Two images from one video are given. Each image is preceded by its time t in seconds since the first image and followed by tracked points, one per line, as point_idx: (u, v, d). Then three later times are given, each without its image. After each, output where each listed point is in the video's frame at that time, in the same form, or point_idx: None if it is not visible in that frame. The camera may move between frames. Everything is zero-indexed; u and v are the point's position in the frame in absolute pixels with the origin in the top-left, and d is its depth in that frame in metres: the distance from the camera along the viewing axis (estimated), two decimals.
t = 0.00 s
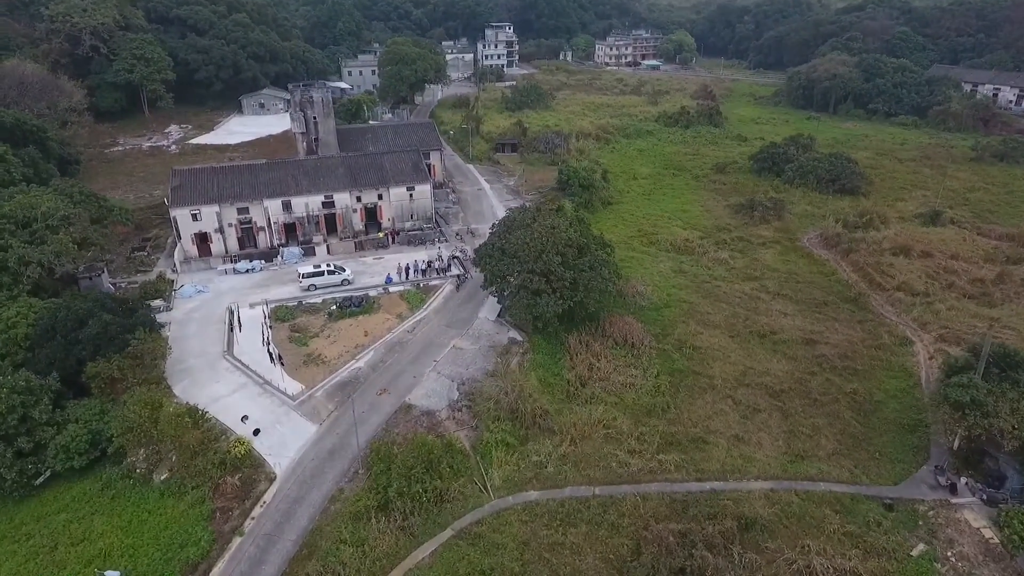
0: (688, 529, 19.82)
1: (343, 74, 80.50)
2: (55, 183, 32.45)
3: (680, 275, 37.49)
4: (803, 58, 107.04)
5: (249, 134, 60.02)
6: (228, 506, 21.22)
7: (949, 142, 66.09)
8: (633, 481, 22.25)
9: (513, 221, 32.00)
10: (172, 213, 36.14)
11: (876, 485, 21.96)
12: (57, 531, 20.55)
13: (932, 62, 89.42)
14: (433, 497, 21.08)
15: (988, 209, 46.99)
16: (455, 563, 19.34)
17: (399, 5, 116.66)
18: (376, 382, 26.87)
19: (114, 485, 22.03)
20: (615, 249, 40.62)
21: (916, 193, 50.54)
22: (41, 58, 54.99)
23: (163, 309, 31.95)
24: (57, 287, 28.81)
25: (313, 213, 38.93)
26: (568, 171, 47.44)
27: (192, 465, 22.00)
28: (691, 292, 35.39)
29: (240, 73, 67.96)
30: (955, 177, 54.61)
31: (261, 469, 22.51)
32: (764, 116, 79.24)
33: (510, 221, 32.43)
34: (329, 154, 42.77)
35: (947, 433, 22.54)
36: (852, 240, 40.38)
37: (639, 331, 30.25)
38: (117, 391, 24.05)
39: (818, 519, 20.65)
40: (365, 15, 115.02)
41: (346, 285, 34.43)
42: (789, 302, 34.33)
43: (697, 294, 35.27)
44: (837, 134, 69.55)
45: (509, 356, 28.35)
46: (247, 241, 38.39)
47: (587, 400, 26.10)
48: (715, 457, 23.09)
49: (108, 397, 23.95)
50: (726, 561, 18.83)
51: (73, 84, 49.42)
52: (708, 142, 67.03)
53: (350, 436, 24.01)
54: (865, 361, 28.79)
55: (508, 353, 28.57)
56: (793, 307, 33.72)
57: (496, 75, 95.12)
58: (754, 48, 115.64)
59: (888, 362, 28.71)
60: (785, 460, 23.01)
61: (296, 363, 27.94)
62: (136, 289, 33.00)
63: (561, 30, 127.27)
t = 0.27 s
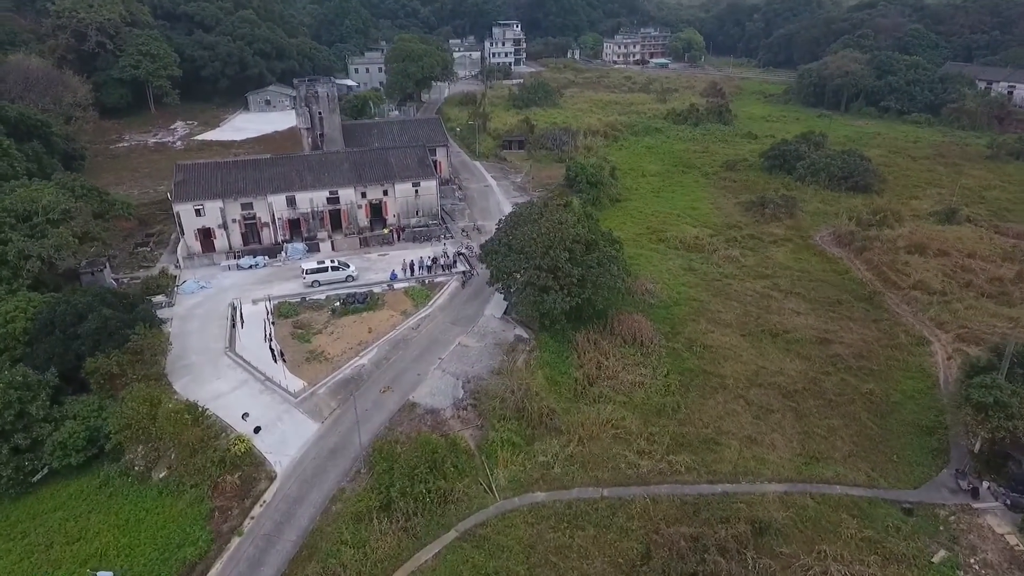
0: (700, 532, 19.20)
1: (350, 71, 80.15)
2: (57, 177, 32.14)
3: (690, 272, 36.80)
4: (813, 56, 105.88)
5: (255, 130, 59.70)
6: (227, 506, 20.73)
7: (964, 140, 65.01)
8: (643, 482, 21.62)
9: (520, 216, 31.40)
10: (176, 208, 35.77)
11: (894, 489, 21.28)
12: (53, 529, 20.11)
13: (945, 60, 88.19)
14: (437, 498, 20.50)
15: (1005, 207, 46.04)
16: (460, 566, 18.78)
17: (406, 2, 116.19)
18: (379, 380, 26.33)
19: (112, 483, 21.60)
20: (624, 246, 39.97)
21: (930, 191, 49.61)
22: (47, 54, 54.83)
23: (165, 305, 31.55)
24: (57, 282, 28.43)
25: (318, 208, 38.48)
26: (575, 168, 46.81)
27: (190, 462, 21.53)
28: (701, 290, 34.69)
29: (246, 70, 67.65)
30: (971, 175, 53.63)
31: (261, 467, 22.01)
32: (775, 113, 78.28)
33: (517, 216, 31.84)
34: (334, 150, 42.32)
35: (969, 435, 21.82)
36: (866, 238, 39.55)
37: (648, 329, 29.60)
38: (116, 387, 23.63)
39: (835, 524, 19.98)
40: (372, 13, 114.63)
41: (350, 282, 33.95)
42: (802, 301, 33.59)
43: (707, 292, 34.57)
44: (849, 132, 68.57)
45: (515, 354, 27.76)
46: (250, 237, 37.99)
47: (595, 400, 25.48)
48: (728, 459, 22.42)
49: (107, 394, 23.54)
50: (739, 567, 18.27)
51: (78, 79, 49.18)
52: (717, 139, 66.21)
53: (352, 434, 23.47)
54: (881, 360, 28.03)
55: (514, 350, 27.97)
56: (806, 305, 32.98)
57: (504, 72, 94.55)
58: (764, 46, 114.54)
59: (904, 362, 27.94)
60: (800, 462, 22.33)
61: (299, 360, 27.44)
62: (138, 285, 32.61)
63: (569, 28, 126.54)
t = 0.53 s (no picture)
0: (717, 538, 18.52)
1: (360, 68, 79.78)
2: (63, 170, 31.90)
3: (704, 270, 35.96)
4: (829, 54, 104.38)
5: (264, 127, 59.43)
6: (228, 505, 20.19)
7: (984, 138, 63.59)
8: (656, 485, 20.88)
9: (530, 211, 30.69)
10: (182, 202, 35.38)
11: (919, 496, 20.46)
12: (51, 527, 19.66)
13: (964, 57, 86.54)
14: (443, 499, 19.86)
15: None
16: (466, 570, 18.14)
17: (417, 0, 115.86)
18: (385, 378, 25.72)
19: (111, 481, 21.13)
20: (635, 244, 39.18)
21: (951, 189, 48.40)
22: (58, 49, 54.78)
23: (170, 300, 31.11)
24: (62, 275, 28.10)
25: (325, 204, 37.97)
26: (587, 165, 46.07)
27: (191, 460, 21.03)
28: (715, 288, 33.85)
29: (256, 66, 67.41)
30: (992, 174, 52.35)
31: (264, 466, 21.46)
32: (789, 111, 77.10)
33: (527, 211, 31.13)
34: (343, 145, 41.81)
35: (999, 439, 20.86)
36: (886, 236, 38.53)
37: (661, 328, 28.81)
38: (117, 382, 23.17)
39: (857, 531, 19.28)
40: (383, 11, 114.37)
41: (357, 278, 33.40)
42: (819, 300, 32.67)
43: (721, 290, 33.72)
44: (866, 130, 67.31)
45: (525, 352, 27.09)
46: (257, 232, 37.54)
47: (607, 399, 24.74)
48: (744, 462, 21.62)
49: (108, 389, 23.08)
50: None
51: (87, 74, 49.04)
52: (731, 137, 65.20)
53: (357, 432, 22.87)
54: (903, 361, 27.09)
55: (524, 348, 27.28)
56: (823, 305, 32.06)
57: (514, 70, 93.87)
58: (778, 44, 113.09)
59: (928, 363, 27.00)
60: (820, 466, 21.50)
61: (304, 356, 26.88)
62: (143, 280, 32.23)
63: (581, 27, 125.73)
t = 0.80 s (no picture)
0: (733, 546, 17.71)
1: (368, 65, 79.36)
2: (65, 163, 31.53)
3: (717, 269, 35.11)
4: (842, 52, 102.93)
5: (272, 123, 59.06)
6: (227, 505, 19.60)
7: (1004, 136, 62.20)
8: (669, 489, 20.13)
9: (540, 206, 29.96)
10: (187, 197, 34.95)
11: (944, 503, 19.61)
12: (45, 527, 19.15)
13: (981, 55, 84.94)
14: (447, 502, 19.19)
15: None
16: None
17: None
18: (390, 376, 25.10)
19: (108, 479, 20.60)
20: (646, 241, 38.38)
21: (970, 188, 47.23)
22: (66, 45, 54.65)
23: (173, 296, 30.64)
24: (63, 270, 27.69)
25: (331, 199, 37.42)
26: (597, 162, 45.31)
27: (190, 458, 20.46)
28: (728, 287, 33.02)
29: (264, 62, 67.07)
30: (1012, 172, 51.09)
31: (264, 465, 20.89)
32: (803, 109, 75.93)
33: (536, 207, 30.42)
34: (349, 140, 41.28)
35: None
36: (904, 234, 37.51)
37: (673, 327, 28.03)
38: (116, 378, 22.66)
39: (879, 540, 18.43)
40: (392, 9, 114.08)
41: (362, 274, 32.80)
42: (836, 299, 31.76)
43: (735, 289, 32.87)
44: (881, 128, 66.06)
45: (533, 351, 26.38)
46: (262, 228, 37.07)
47: (617, 399, 24.01)
48: (761, 466, 20.83)
49: (107, 385, 22.58)
50: None
51: (94, 69, 48.79)
52: (743, 135, 64.18)
53: (360, 432, 22.25)
54: (924, 363, 26.18)
55: (532, 347, 26.58)
56: (841, 304, 31.16)
57: (524, 68, 93.16)
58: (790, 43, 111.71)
59: (950, 365, 26.08)
60: (839, 471, 20.68)
61: (307, 354, 26.27)
62: (146, 275, 31.78)
63: (591, 25, 124.94)
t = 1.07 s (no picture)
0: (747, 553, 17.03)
1: (374, 62, 78.86)
2: (64, 157, 31.10)
3: (727, 267, 34.38)
4: (852, 50, 101.77)
5: (276, 120, 58.63)
6: (223, 506, 19.05)
7: (1018, 134, 61.12)
8: (679, 493, 19.48)
9: (546, 201, 29.29)
10: (188, 192, 34.49)
11: (966, 509, 18.87)
12: (37, 528, 18.66)
13: (994, 52, 83.69)
14: (450, 504, 18.58)
15: None
16: None
17: None
18: (392, 374, 24.51)
19: (102, 479, 20.10)
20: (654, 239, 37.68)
21: (985, 186, 46.27)
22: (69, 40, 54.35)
23: (173, 292, 30.15)
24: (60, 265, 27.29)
25: (334, 195, 36.87)
26: (604, 158, 44.60)
27: (186, 458, 19.92)
28: (738, 285, 32.29)
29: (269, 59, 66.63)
30: None
31: (262, 466, 20.33)
32: (812, 106, 74.97)
33: (543, 202, 29.74)
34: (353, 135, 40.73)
35: None
36: (919, 232, 36.66)
37: (682, 326, 27.34)
38: (112, 375, 22.18)
39: (899, 547, 17.73)
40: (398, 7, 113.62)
41: (365, 271, 32.23)
42: (850, 298, 30.98)
43: (745, 287, 32.15)
44: (892, 125, 65.07)
45: (539, 349, 25.73)
46: (264, 224, 36.56)
47: (625, 399, 23.34)
48: (774, 469, 20.13)
49: (102, 382, 22.09)
50: None
51: (97, 64, 48.45)
52: (752, 132, 63.34)
53: (361, 432, 21.65)
54: (942, 364, 25.40)
55: (538, 345, 25.95)
56: (854, 303, 30.38)
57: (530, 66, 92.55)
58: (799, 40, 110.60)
59: (969, 366, 25.29)
60: (856, 475, 19.97)
61: (308, 352, 25.71)
62: (146, 271, 31.30)
63: (597, 23, 124.18)
